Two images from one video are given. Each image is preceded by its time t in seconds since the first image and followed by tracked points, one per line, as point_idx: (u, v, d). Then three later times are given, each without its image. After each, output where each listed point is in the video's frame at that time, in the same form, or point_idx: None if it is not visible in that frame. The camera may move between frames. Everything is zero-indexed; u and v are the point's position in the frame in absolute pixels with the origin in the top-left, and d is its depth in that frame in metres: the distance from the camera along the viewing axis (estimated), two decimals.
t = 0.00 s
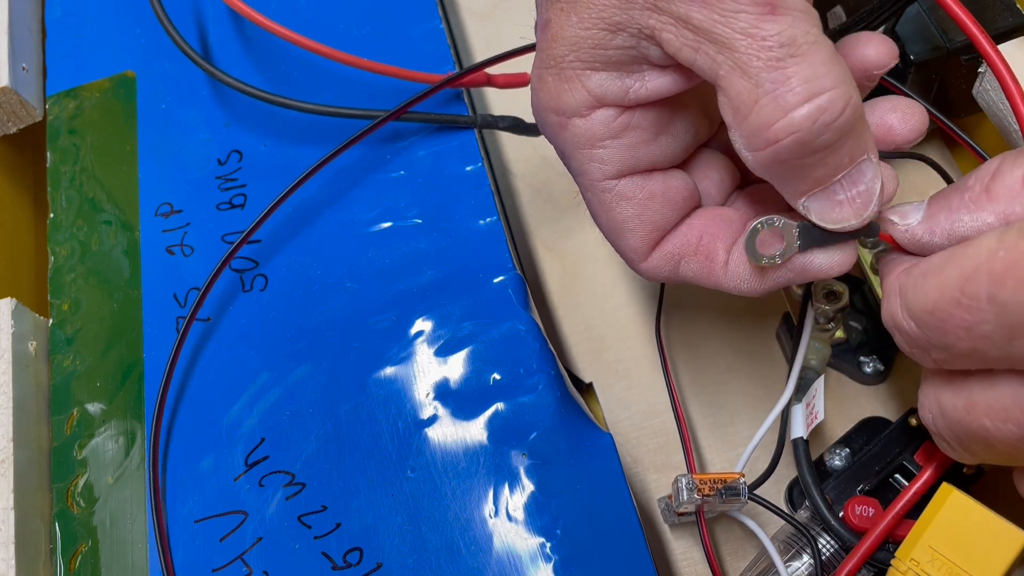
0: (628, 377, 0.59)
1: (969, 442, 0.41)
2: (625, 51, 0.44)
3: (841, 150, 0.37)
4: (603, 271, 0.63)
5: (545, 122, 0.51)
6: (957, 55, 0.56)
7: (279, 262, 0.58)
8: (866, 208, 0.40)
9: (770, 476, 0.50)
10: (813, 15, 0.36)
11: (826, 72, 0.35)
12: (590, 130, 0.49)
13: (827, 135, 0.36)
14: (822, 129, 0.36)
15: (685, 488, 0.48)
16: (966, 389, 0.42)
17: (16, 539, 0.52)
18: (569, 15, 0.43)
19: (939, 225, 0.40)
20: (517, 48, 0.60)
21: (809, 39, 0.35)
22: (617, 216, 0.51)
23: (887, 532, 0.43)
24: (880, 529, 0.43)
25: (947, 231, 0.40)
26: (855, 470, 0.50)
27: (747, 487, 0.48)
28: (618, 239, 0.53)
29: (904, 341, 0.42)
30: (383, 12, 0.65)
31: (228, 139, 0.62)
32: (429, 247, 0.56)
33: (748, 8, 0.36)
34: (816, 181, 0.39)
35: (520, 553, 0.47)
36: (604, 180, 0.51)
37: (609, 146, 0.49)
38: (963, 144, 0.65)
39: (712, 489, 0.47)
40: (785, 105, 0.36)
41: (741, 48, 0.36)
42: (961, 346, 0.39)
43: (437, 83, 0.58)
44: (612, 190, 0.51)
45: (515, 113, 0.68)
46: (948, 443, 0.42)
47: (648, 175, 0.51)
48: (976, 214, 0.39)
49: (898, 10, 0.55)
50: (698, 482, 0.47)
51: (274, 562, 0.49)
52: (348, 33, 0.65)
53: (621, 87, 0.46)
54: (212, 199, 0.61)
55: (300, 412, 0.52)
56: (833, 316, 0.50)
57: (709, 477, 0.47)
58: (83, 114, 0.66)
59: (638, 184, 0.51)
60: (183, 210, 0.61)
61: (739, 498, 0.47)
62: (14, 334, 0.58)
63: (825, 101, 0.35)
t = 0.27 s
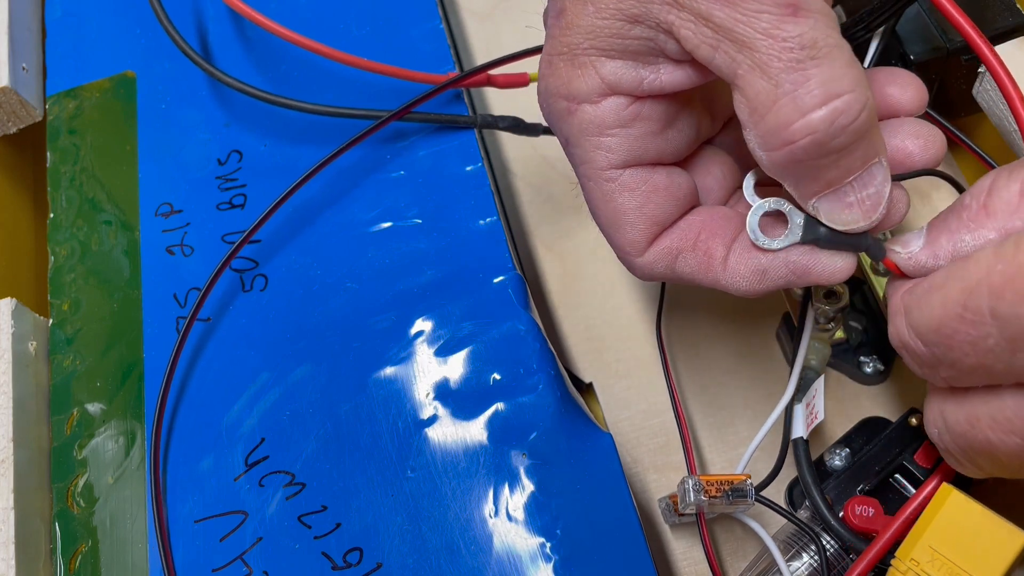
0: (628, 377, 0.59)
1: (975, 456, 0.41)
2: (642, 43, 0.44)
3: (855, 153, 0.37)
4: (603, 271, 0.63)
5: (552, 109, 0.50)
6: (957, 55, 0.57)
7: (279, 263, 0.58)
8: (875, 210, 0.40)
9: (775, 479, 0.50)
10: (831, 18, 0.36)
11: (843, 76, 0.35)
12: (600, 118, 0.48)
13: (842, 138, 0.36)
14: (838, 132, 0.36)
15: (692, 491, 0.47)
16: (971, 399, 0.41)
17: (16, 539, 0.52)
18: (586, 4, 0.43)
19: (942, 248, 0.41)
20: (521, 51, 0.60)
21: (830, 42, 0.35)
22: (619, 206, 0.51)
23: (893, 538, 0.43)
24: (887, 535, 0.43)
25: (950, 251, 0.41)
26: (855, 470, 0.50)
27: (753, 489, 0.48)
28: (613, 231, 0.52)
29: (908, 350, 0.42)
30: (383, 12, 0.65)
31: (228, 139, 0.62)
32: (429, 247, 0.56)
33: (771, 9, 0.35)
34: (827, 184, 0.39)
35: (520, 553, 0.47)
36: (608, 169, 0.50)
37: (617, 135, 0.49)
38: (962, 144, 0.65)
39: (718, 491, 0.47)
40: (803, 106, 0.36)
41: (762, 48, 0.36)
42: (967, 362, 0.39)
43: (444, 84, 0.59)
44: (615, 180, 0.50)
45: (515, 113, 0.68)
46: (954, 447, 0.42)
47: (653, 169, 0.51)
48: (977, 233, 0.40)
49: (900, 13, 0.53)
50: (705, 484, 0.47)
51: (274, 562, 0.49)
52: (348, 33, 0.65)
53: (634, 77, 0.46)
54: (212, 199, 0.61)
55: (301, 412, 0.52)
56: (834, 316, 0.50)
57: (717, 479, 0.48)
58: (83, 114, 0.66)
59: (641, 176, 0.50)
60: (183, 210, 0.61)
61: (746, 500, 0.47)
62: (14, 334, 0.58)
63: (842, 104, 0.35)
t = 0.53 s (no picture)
0: (628, 377, 0.59)
1: (984, 475, 0.39)
2: (653, 42, 0.44)
3: (862, 158, 0.38)
4: (603, 271, 0.63)
5: (556, 108, 0.49)
6: (957, 55, 0.57)
7: (279, 263, 0.58)
8: (883, 218, 0.41)
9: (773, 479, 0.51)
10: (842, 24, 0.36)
11: (855, 82, 0.36)
12: (608, 116, 0.48)
13: (852, 142, 0.37)
14: (848, 135, 0.37)
15: (691, 490, 0.47)
16: (982, 425, 0.39)
17: (17, 539, 0.52)
18: (596, 2, 0.43)
19: (951, 256, 0.40)
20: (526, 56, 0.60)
21: (842, 49, 0.35)
22: (625, 205, 0.50)
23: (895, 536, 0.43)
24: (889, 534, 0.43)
25: (958, 259, 0.39)
26: (855, 470, 0.50)
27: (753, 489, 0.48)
28: (619, 231, 0.51)
29: (914, 372, 0.40)
30: (383, 12, 0.65)
31: (228, 139, 0.62)
32: (429, 247, 0.56)
33: (786, 15, 0.35)
34: (836, 189, 0.40)
35: (520, 553, 0.47)
36: (616, 167, 0.49)
37: (625, 132, 0.48)
38: (962, 145, 0.65)
39: (718, 491, 0.47)
40: (815, 113, 0.37)
41: (777, 55, 0.36)
42: (979, 389, 0.37)
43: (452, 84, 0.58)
44: (622, 178, 0.49)
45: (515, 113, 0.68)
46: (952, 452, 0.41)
47: (658, 168, 0.50)
48: (982, 238, 0.39)
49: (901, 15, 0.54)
50: (704, 484, 0.47)
51: (274, 562, 0.49)
52: (348, 33, 0.65)
53: (644, 76, 0.46)
54: (212, 199, 0.61)
55: (301, 412, 0.52)
56: (833, 316, 0.50)
57: (716, 478, 0.48)
58: (83, 114, 0.66)
59: (648, 175, 0.50)
60: (183, 210, 0.61)
61: (745, 500, 0.47)
62: (14, 334, 0.58)
63: (853, 109, 0.36)
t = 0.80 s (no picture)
0: (628, 377, 0.59)
1: (985, 471, 0.39)
2: (638, 27, 0.43)
3: (846, 138, 0.39)
4: (603, 271, 0.63)
5: (545, 93, 0.49)
6: (957, 55, 0.57)
7: (279, 263, 0.58)
8: (868, 197, 0.41)
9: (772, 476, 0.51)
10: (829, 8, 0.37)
11: (840, 61, 0.36)
12: (595, 104, 0.48)
13: (836, 121, 0.38)
14: (832, 115, 0.37)
15: (688, 490, 0.48)
16: (979, 421, 0.39)
17: (16, 539, 0.52)
18: None
19: (953, 260, 0.40)
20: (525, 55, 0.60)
21: (827, 28, 0.36)
22: (614, 192, 0.51)
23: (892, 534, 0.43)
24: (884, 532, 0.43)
25: (960, 265, 0.39)
26: (855, 470, 0.50)
27: (750, 488, 0.48)
28: (611, 216, 0.52)
29: (908, 362, 0.40)
30: (383, 12, 0.65)
31: (228, 139, 0.62)
32: (429, 247, 0.56)
33: None
34: (820, 168, 0.40)
35: (521, 553, 0.47)
36: (605, 155, 0.50)
37: (613, 121, 0.48)
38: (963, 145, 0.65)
39: (717, 490, 0.47)
40: (799, 93, 0.37)
41: (761, 35, 0.37)
42: (974, 381, 0.36)
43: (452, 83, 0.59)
44: (611, 166, 0.50)
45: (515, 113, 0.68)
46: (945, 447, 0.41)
47: (648, 155, 0.51)
48: (988, 247, 0.38)
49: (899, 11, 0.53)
50: (702, 483, 0.47)
51: (274, 562, 0.49)
52: (348, 33, 0.65)
53: (630, 61, 0.46)
54: (212, 199, 0.61)
55: (300, 412, 0.52)
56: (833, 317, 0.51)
57: (715, 478, 0.48)
58: (83, 114, 0.66)
59: (638, 162, 0.50)
60: (183, 210, 0.61)
61: (743, 499, 0.47)
62: (14, 334, 0.58)
63: (838, 88, 0.36)
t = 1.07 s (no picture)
0: (628, 376, 0.59)
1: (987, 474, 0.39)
2: (649, 8, 0.43)
3: (851, 115, 0.40)
4: (603, 271, 0.63)
5: (552, 77, 0.49)
6: (957, 55, 0.57)
7: (279, 263, 0.58)
8: (863, 163, 0.45)
9: (772, 476, 0.51)
10: None
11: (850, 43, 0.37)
12: (604, 86, 0.48)
13: (844, 101, 0.39)
14: (842, 96, 0.38)
15: (688, 488, 0.47)
16: (991, 431, 0.38)
17: (16, 539, 0.52)
18: None
19: (954, 258, 0.40)
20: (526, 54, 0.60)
21: (839, 9, 0.36)
22: (619, 177, 0.50)
23: (890, 532, 0.43)
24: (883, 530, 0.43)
25: (962, 263, 0.39)
26: (855, 470, 0.50)
27: (750, 488, 0.48)
28: (613, 203, 0.51)
29: (912, 373, 0.39)
30: (383, 12, 0.65)
31: (228, 139, 0.62)
32: (429, 247, 0.56)
33: None
34: (824, 142, 0.42)
35: (520, 553, 0.47)
36: (612, 140, 0.50)
37: (620, 104, 0.48)
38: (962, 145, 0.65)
39: (716, 490, 0.47)
40: (808, 74, 0.38)
41: (773, 15, 0.37)
42: (985, 396, 0.36)
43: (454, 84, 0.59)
44: (618, 151, 0.50)
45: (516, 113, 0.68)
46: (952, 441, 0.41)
47: (654, 141, 0.51)
48: (991, 245, 0.38)
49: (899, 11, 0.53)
50: (701, 482, 0.47)
51: (274, 562, 0.49)
52: (348, 33, 0.65)
53: (641, 43, 0.45)
54: (212, 199, 0.61)
55: (301, 412, 0.52)
56: (834, 316, 0.50)
57: (714, 477, 0.48)
58: (83, 114, 0.66)
59: (645, 148, 0.50)
60: (183, 210, 0.61)
61: (743, 499, 0.48)
62: (14, 334, 0.58)
63: (848, 70, 0.37)
